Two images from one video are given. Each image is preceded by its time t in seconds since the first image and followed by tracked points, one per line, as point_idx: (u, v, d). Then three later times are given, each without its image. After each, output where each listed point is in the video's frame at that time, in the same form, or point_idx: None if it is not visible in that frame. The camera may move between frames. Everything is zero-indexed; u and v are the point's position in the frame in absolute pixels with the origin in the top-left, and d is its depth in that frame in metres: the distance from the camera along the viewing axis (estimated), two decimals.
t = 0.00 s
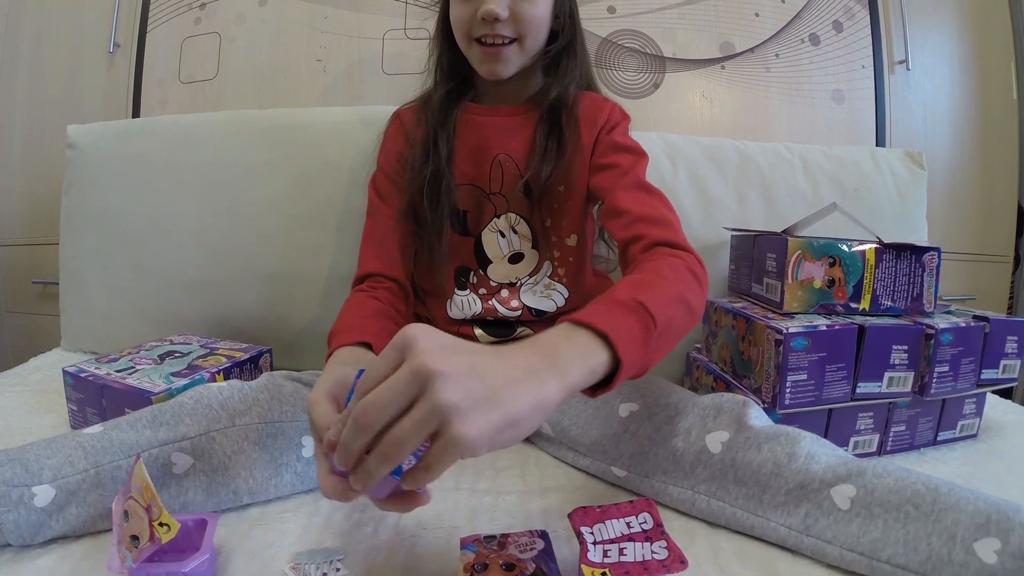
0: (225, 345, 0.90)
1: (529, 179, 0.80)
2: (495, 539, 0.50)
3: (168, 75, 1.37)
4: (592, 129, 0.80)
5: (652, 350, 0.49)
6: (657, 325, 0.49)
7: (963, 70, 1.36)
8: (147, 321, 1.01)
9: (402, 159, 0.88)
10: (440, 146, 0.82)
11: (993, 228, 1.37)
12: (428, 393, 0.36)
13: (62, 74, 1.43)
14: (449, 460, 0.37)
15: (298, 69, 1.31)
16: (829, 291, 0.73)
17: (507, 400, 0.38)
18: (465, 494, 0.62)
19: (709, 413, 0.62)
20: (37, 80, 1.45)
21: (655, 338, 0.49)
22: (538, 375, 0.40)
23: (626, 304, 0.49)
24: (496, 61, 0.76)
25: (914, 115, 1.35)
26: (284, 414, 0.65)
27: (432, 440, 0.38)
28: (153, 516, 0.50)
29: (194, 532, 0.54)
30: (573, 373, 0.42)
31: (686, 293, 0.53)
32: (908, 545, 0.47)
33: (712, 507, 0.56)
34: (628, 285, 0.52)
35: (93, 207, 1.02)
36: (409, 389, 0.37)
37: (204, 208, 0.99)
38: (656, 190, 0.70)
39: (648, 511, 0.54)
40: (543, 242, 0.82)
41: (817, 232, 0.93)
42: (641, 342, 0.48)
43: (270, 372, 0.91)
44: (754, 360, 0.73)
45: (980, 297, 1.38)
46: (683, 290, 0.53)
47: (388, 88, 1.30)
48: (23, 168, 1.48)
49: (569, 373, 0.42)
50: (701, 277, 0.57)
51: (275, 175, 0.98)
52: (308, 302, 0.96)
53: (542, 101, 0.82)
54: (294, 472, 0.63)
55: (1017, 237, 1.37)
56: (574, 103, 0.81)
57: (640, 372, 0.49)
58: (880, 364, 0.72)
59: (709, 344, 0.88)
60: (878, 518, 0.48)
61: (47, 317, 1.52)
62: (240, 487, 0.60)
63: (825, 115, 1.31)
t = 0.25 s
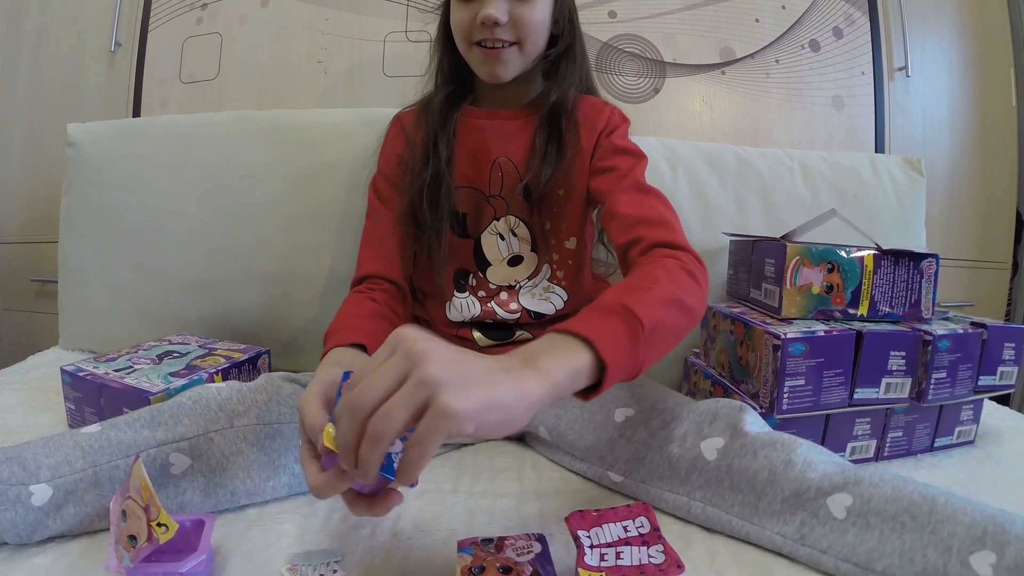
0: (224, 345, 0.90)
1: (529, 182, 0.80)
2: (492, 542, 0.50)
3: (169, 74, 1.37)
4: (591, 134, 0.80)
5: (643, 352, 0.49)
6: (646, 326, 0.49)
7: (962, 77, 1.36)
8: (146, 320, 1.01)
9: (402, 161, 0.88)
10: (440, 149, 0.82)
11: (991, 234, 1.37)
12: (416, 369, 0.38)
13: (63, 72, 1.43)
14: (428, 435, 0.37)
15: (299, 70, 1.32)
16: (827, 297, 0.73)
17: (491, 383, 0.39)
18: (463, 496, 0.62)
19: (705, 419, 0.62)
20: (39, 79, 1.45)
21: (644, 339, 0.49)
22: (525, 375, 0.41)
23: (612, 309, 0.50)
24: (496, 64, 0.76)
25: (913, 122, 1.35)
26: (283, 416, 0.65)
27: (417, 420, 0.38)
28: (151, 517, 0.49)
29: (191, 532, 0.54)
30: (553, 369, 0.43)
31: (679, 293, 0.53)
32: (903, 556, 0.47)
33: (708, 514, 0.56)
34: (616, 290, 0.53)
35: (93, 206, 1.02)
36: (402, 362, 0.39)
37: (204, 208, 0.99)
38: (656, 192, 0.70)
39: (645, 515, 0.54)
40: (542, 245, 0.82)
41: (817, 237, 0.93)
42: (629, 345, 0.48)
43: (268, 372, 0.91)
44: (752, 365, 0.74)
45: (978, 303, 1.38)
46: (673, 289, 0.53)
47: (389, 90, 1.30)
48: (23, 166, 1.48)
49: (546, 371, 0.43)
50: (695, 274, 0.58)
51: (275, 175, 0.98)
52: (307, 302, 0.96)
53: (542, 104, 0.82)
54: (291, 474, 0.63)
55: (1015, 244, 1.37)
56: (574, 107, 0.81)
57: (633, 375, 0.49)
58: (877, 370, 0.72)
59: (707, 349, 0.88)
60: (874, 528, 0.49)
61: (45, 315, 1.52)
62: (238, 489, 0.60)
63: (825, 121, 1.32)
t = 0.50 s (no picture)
0: (220, 345, 0.90)
1: (525, 182, 0.80)
2: (487, 542, 0.50)
3: (168, 72, 1.37)
4: (588, 130, 0.79)
5: (651, 318, 0.47)
6: (651, 290, 0.47)
7: (959, 81, 1.37)
8: (143, 319, 1.01)
9: (397, 161, 0.89)
10: (435, 150, 0.83)
11: (988, 237, 1.37)
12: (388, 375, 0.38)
13: (61, 70, 1.43)
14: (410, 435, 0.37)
15: (298, 69, 1.31)
16: (823, 299, 0.73)
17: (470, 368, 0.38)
18: (458, 497, 0.62)
19: (695, 426, 0.61)
20: (36, 76, 1.45)
21: (651, 304, 0.47)
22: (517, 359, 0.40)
23: (616, 275, 0.48)
24: (491, 63, 0.76)
25: (910, 125, 1.35)
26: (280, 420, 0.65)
27: (396, 421, 0.37)
28: (147, 516, 0.50)
29: (186, 532, 0.54)
30: (545, 332, 0.42)
31: (690, 259, 0.51)
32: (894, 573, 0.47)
33: (699, 523, 0.56)
34: (621, 258, 0.51)
35: (90, 205, 1.02)
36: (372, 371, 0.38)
37: (201, 208, 0.99)
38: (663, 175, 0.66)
39: (640, 517, 0.54)
40: (539, 245, 0.82)
41: (813, 240, 0.93)
42: (635, 308, 0.46)
43: (264, 372, 0.91)
44: (747, 367, 0.74)
45: (975, 306, 1.39)
46: (682, 253, 0.51)
47: (387, 90, 1.30)
48: (20, 163, 1.47)
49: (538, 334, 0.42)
50: (707, 241, 0.55)
51: (272, 175, 0.98)
52: (304, 302, 0.96)
53: (538, 104, 0.82)
54: (287, 476, 0.63)
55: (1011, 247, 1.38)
56: (569, 106, 0.81)
57: (643, 344, 0.47)
58: (873, 373, 0.72)
59: (703, 350, 0.88)
60: (866, 542, 0.49)
61: (41, 313, 1.52)
62: (234, 492, 0.60)
63: (822, 124, 1.32)
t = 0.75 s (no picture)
0: (218, 347, 0.90)
1: (521, 187, 0.80)
2: (484, 546, 0.50)
3: (168, 73, 1.37)
4: (585, 135, 0.79)
5: (655, 332, 0.47)
6: (655, 304, 0.47)
7: (957, 86, 1.37)
8: (142, 320, 1.01)
9: (394, 167, 0.89)
10: (431, 157, 0.83)
11: (986, 242, 1.38)
12: (411, 373, 0.38)
13: (61, 71, 1.43)
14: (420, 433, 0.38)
15: (298, 72, 1.32)
16: (820, 305, 0.73)
17: (483, 382, 0.39)
18: (455, 501, 0.62)
19: (691, 431, 0.61)
20: (36, 77, 1.45)
21: (656, 319, 0.47)
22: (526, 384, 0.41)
23: (620, 288, 0.48)
24: (487, 67, 0.76)
25: (909, 131, 1.36)
26: (277, 422, 0.65)
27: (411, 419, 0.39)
28: (145, 519, 0.49)
29: (183, 535, 0.54)
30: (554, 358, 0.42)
31: (695, 271, 0.51)
32: None
33: (696, 528, 0.56)
34: (627, 268, 0.51)
35: (89, 205, 1.02)
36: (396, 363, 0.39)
37: (200, 209, 0.99)
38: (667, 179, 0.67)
39: (637, 522, 0.54)
40: (537, 250, 0.82)
41: (812, 245, 0.93)
42: (638, 324, 0.46)
43: (263, 374, 0.91)
44: (745, 372, 0.74)
45: (973, 312, 1.39)
46: (687, 265, 0.51)
47: (387, 93, 1.30)
48: (19, 163, 1.47)
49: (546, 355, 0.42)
50: (711, 249, 0.55)
51: (272, 177, 0.98)
52: (302, 304, 0.96)
53: (534, 108, 0.82)
54: (284, 478, 0.63)
55: (1009, 252, 1.38)
56: (565, 110, 0.80)
57: (647, 358, 0.47)
58: (870, 379, 0.72)
59: (701, 356, 0.88)
60: (862, 549, 0.49)
61: (40, 313, 1.52)
62: (231, 494, 0.60)
63: (821, 129, 1.32)
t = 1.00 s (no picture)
0: (217, 346, 0.90)
1: (520, 190, 0.80)
2: (482, 547, 0.50)
3: (168, 72, 1.37)
4: (583, 140, 0.80)
5: (648, 350, 0.48)
6: (649, 323, 0.48)
7: (956, 90, 1.37)
8: (140, 320, 1.00)
9: (393, 168, 0.89)
10: (430, 159, 0.83)
11: (984, 246, 1.38)
12: (422, 370, 0.38)
13: (60, 69, 1.43)
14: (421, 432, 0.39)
15: (297, 72, 1.32)
16: (819, 307, 0.74)
17: (488, 389, 0.39)
18: (454, 501, 0.62)
19: (688, 434, 0.61)
20: (36, 76, 1.45)
21: (650, 338, 0.48)
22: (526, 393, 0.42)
23: (616, 305, 0.49)
24: (485, 70, 0.76)
25: (908, 134, 1.36)
26: (275, 422, 0.65)
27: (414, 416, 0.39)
28: (144, 519, 0.49)
29: (181, 534, 0.54)
30: (552, 378, 0.43)
31: (691, 286, 0.51)
32: None
33: (693, 531, 0.56)
34: (623, 286, 0.52)
35: (88, 205, 1.02)
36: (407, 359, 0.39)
37: (199, 208, 0.99)
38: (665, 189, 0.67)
39: (635, 523, 0.54)
40: (535, 252, 0.82)
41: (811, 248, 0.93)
42: (630, 344, 0.47)
43: (261, 374, 0.91)
44: (743, 374, 0.74)
45: (970, 315, 1.39)
46: (683, 281, 0.52)
47: (386, 93, 1.30)
48: (18, 162, 1.47)
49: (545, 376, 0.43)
50: (709, 264, 0.55)
51: (271, 177, 0.98)
52: (301, 304, 0.96)
53: (533, 110, 0.82)
54: (283, 478, 0.63)
55: (1007, 255, 1.38)
56: (564, 112, 0.81)
57: (638, 373, 0.48)
58: (868, 381, 0.72)
59: (700, 357, 0.88)
60: (859, 553, 0.49)
61: (38, 312, 1.51)
62: (230, 494, 0.60)
63: (820, 131, 1.33)
